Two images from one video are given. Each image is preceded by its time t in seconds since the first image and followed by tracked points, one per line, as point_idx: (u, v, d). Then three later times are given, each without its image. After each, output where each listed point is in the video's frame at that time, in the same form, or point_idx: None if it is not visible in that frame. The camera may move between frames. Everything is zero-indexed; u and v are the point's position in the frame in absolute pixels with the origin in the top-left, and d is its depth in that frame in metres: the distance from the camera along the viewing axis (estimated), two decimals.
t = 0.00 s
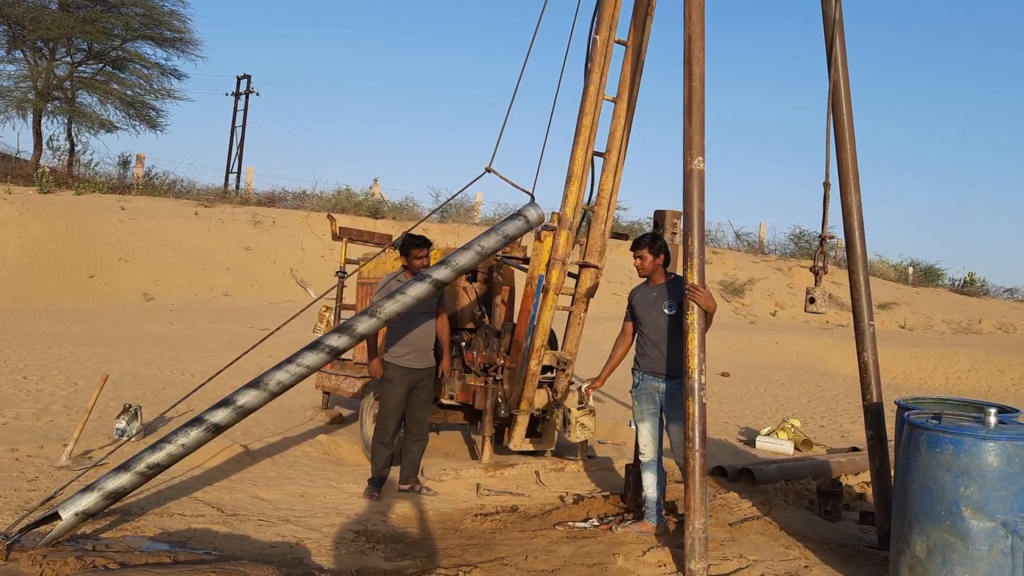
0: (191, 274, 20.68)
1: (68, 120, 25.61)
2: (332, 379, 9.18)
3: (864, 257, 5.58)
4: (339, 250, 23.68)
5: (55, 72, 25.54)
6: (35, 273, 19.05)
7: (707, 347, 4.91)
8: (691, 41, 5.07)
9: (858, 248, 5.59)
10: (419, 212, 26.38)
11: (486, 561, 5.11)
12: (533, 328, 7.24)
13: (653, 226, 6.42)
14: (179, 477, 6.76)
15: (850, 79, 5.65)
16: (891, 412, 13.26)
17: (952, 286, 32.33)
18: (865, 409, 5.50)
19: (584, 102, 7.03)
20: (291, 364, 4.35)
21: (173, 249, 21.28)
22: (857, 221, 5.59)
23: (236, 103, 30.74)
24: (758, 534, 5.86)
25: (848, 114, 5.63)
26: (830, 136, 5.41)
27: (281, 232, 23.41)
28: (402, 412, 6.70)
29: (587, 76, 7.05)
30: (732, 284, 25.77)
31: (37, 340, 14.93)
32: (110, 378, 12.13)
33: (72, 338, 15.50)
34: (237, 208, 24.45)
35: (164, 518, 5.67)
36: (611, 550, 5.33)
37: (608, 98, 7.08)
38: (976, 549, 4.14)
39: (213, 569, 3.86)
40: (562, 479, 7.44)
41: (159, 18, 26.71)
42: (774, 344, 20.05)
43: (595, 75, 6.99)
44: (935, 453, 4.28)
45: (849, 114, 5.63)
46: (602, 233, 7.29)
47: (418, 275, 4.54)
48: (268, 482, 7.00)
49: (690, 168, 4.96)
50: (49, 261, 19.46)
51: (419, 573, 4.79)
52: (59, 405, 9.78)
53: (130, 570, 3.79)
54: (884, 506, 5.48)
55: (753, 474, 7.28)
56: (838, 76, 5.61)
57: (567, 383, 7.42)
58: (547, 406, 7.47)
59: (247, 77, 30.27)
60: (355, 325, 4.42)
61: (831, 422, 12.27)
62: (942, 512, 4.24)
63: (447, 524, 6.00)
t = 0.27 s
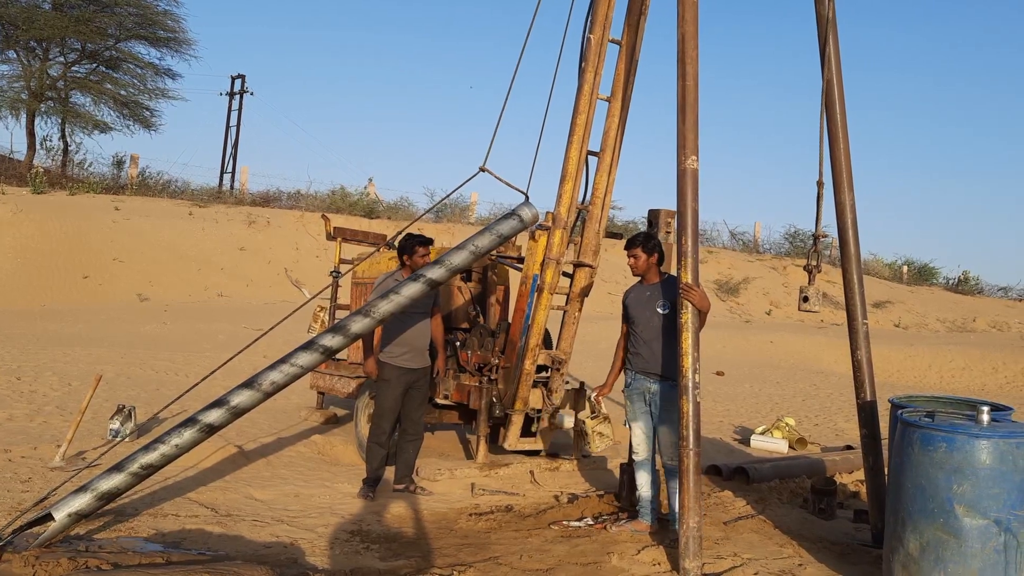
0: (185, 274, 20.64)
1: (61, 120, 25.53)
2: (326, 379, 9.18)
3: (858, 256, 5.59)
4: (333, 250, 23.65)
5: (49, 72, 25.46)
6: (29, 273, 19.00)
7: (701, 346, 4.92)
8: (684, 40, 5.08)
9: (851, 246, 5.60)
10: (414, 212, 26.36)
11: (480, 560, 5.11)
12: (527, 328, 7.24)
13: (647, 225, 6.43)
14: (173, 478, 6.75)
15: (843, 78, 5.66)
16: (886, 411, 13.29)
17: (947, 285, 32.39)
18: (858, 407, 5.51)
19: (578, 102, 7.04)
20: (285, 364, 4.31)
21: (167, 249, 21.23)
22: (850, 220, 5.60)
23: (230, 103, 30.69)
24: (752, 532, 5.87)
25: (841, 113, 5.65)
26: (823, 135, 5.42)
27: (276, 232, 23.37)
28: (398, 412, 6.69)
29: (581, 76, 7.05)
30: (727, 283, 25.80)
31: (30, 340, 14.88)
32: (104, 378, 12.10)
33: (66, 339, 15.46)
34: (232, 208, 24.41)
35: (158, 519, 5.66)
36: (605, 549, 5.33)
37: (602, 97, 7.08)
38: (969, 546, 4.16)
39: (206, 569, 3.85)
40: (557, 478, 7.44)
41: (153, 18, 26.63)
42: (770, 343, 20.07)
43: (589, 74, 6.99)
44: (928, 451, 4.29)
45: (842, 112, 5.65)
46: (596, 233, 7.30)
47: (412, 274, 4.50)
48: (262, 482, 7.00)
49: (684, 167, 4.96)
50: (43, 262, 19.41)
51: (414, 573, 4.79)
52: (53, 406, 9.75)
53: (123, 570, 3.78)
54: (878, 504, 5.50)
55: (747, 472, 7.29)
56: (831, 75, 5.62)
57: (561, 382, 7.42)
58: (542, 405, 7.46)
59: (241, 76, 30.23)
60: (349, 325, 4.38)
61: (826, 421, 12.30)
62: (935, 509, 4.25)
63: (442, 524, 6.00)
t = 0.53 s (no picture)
0: (179, 274, 20.58)
1: (54, 120, 25.46)
2: (320, 378, 9.17)
3: (850, 254, 5.59)
4: (327, 249, 23.61)
5: (41, 72, 25.38)
6: (21, 274, 18.93)
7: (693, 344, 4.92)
8: (675, 39, 5.08)
9: (843, 243, 5.60)
10: (408, 211, 26.34)
11: (473, 559, 5.11)
12: (520, 327, 7.24)
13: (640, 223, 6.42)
14: (165, 478, 6.74)
15: (835, 76, 5.67)
16: (879, 409, 13.32)
17: (940, 283, 32.48)
18: (851, 405, 5.52)
19: (570, 100, 7.03)
20: (277, 364, 4.28)
21: (161, 249, 21.17)
22: (842, 218, 5.61)
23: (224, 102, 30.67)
24: (746, 530, 5.87)
25: (833, 111, 5.65)
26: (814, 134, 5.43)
27: (270, 231, 23.32)
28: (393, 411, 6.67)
29: (573, 74, 7.05)
30: (721, 281, 25.84)
31: (23, 341, 14.82)
32: (96, 379, 12.06)
33: (59, 339, 15.40)
34: (226, 207, 24.34)
35: (150, 519, 5.65)
36: (598, 547, 5.33)
37: (594, 96, 7.08)
38: (960, 543, 4.16)
39: (196, 569, 3.83)
40: (551, 477, 7.44)
41: (146, 17, 26.55)
42: (764, 341, 20.09)
43: (581, 73, 6.99)
44: (919, 448, 4.30)
45: (834, 110, 5.65)
46: (589, 231, 7.30)
47: (404, 274, 4.47)
48: (255, 482, 6.98)
49: (676, 165, 4.96)
50: (36, 262, 19.34)
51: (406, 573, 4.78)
52: (45, 406, 9.72)
53: (112, 571, 3.76)
54: (870, 501, 5.50)
55: (740, 470, 7.30)
56: (822, 73, 5.63)
57: (555, 381, 7.42)
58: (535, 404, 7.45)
59: (234, 76, 30.25)
60: (341, 324, 4.35)
61: (819, 419, 12.32)
62: (926, 506, 4.25)
63: (435, 523, 6.00)
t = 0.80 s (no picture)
0: (175, 274, 20.55)
1: (50, 119, 25.40)
2: (316, 377, 9.17)
3: (845, 250, 5.59)
4: (324, 248, 23.59)
5: (36, 71, 25.32)
6: (17, 274, 18.89)
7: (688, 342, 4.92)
8: (670, 36, 5.07)
9: (839, 240, 5.61)
10: (405, 210, 26.33)
11: (469, 558, 5.11)
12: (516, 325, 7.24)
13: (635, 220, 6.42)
14: (160, 478, 6.73)
15: (829, 73, 5.67)
16: (875, 406, 13.35)
17: (936, 279, 32.53)
18: (847, 402, 5.53)
19: (565, 98, 7.04)
20: (273, 363, 4.27)
21: (157, 248, 21.14)
22: (837, 215, 5.62)
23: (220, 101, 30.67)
24: (741, 528, 5.88)
25: (828, 108, 5.66)
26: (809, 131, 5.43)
27: (266, 230, 23.29)
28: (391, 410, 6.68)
29: (568, 72, 7.05)
30: (717, 279, 25.87)
31: (19, 341, 14.80)
32: (92, 378, 12.05)
33: (55, 339, 15.37)
34: (222, 206, 24.31)
35: (146, 519, 5.64)
36: (594, 545, 5.34)
37: (589, 94, 7.08)
38: (955, 540, 4.17)
39: (191, 569, 3.83)
40: (547, 475, 7.44)
41: (141, 17, 26.49)
42: (761, 339, 20.11)
43: (576, 70, 6.99)
44: (915, 445, 4.30)
45: (829, 107, 5.65)
46: (584, 229, 7.30)
47: (399, 272, 4.45)
48: (251, 481, 6.97)
49: (670, 163, 4.96)
50: (32, 262, 19.30)
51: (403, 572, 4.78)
52: (41, 406, 9.70)
53: (107, 571, 3.75)
54: (866, 498, 5.52)
55: (737, 468, 7.30)
56: (817, 70, 5.63)
57: (551, 379, 7.43)
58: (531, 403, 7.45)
59: (230, 74, 30.27)
60: (336, 323, 4.33)
61: (815, 416, 12.34)
62: (922, 503, 4.26)
63: (431, 521, 6.00)
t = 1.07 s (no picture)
0: (175, 273, 20.54)
1: (49, 118, 25.39)
2: (316, 376, 9.17)
3: (845, 249, 5.59)
4: (324, 246, 23.58)
5: (36, 70, 25.30)
6: (17, 273, 18.88)
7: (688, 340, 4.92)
8: (670, 35, 5.07)
9: (839, 239, 5.60)
10: (404, 208, 26.32)
11: (469, 557, 5.11)
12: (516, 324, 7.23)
13: (635, 219, 6.42)
14: (161, 477, 6.73)
15: (829, 72, 5.67)
16: (875, 404, 13.35)
17: (936, 277, 32.53)
18: (847, 400, 5.53)
19: (565, 97, 7.04)
20: (273, 362, 4.26)
21: (157, 247, 21.12)
22: (837, 214, 5.61)
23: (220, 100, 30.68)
24: (741, 526, 5.88)
25: (828, 106, 5.66)
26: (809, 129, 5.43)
27: (265, 229, 23.28)
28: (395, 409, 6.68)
29: (568, 71, 7.04)
30: (717, 277, 25.88)
31: (19, 340, 14.79)
32: (92, 377, 12.04)
33: (55, 338, 15.36)
34: (221, 205, 24.29)
35: (146, 518, 5.65)
36: (594, 544, 5.34)
37: (589, 92, 7.08)
38: (956, 539, 4.17)
39: (191, 569, 3.83)
40: (547, 474, 7.44)
41: (141, 16, 26.47)
42: (760, 337, 20.12)
43: (576, 69, 6.98)
44: (915, 444, 4.30)
45: (828, 106, 5.65)
46: (584, 228, 7.30)
47: (399, 270, 4.44)
48: (251, 480, 6.98)
49: (670, 161, 4.96)
50: (32, 262, 19.28)
51: (403, 571, 4.78)
52: (41, 405, 9.70)
53: (108, 570, 3.75)
54: (866, 496, 5.52)
55: (737, 466, 7.31)
56: (817, 68, 5.63)
57: (551, 378, 7.43)
58: (532, 402, 7.45)
59: (230, 73, 30.31)
60: (336, 322, 4.32)
61: (815, 414, 12.34)
62: (922, 502, 4.26)
63: (432, 520, 6.00)
